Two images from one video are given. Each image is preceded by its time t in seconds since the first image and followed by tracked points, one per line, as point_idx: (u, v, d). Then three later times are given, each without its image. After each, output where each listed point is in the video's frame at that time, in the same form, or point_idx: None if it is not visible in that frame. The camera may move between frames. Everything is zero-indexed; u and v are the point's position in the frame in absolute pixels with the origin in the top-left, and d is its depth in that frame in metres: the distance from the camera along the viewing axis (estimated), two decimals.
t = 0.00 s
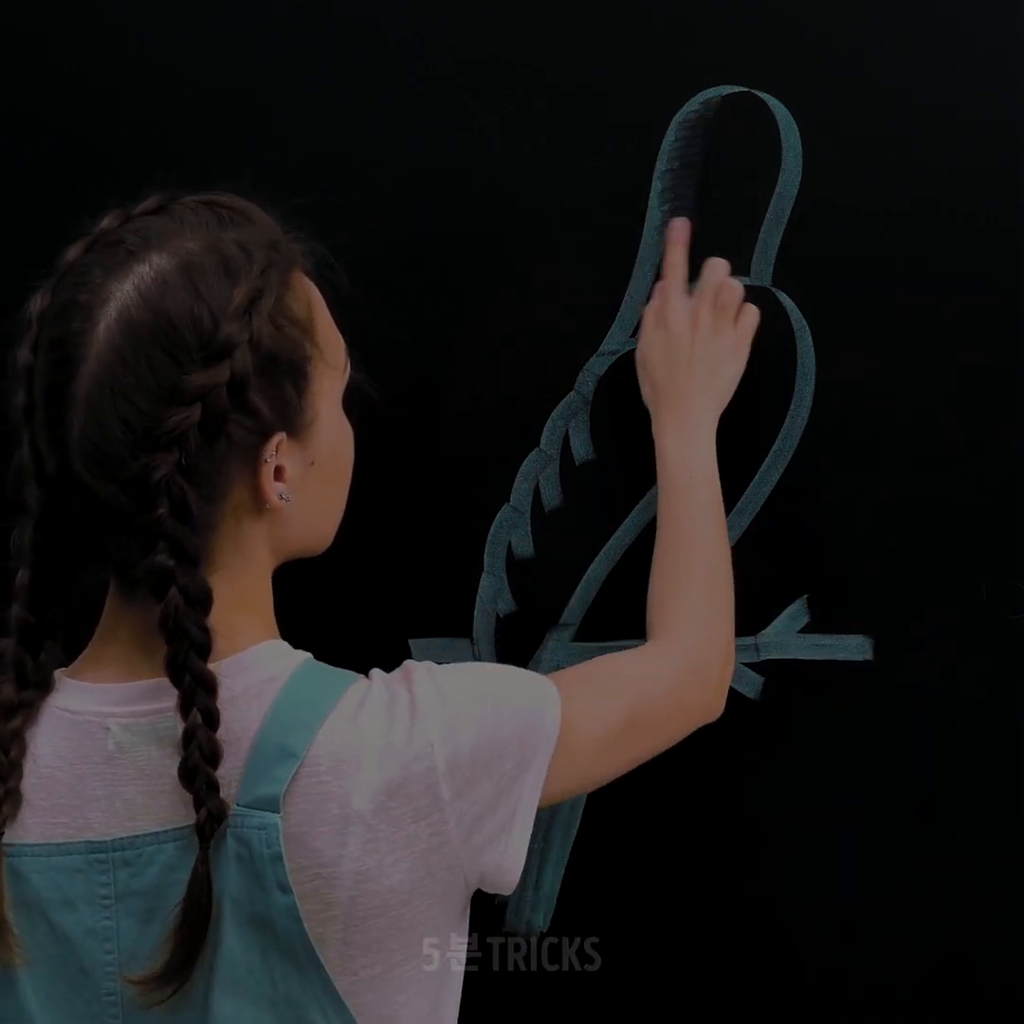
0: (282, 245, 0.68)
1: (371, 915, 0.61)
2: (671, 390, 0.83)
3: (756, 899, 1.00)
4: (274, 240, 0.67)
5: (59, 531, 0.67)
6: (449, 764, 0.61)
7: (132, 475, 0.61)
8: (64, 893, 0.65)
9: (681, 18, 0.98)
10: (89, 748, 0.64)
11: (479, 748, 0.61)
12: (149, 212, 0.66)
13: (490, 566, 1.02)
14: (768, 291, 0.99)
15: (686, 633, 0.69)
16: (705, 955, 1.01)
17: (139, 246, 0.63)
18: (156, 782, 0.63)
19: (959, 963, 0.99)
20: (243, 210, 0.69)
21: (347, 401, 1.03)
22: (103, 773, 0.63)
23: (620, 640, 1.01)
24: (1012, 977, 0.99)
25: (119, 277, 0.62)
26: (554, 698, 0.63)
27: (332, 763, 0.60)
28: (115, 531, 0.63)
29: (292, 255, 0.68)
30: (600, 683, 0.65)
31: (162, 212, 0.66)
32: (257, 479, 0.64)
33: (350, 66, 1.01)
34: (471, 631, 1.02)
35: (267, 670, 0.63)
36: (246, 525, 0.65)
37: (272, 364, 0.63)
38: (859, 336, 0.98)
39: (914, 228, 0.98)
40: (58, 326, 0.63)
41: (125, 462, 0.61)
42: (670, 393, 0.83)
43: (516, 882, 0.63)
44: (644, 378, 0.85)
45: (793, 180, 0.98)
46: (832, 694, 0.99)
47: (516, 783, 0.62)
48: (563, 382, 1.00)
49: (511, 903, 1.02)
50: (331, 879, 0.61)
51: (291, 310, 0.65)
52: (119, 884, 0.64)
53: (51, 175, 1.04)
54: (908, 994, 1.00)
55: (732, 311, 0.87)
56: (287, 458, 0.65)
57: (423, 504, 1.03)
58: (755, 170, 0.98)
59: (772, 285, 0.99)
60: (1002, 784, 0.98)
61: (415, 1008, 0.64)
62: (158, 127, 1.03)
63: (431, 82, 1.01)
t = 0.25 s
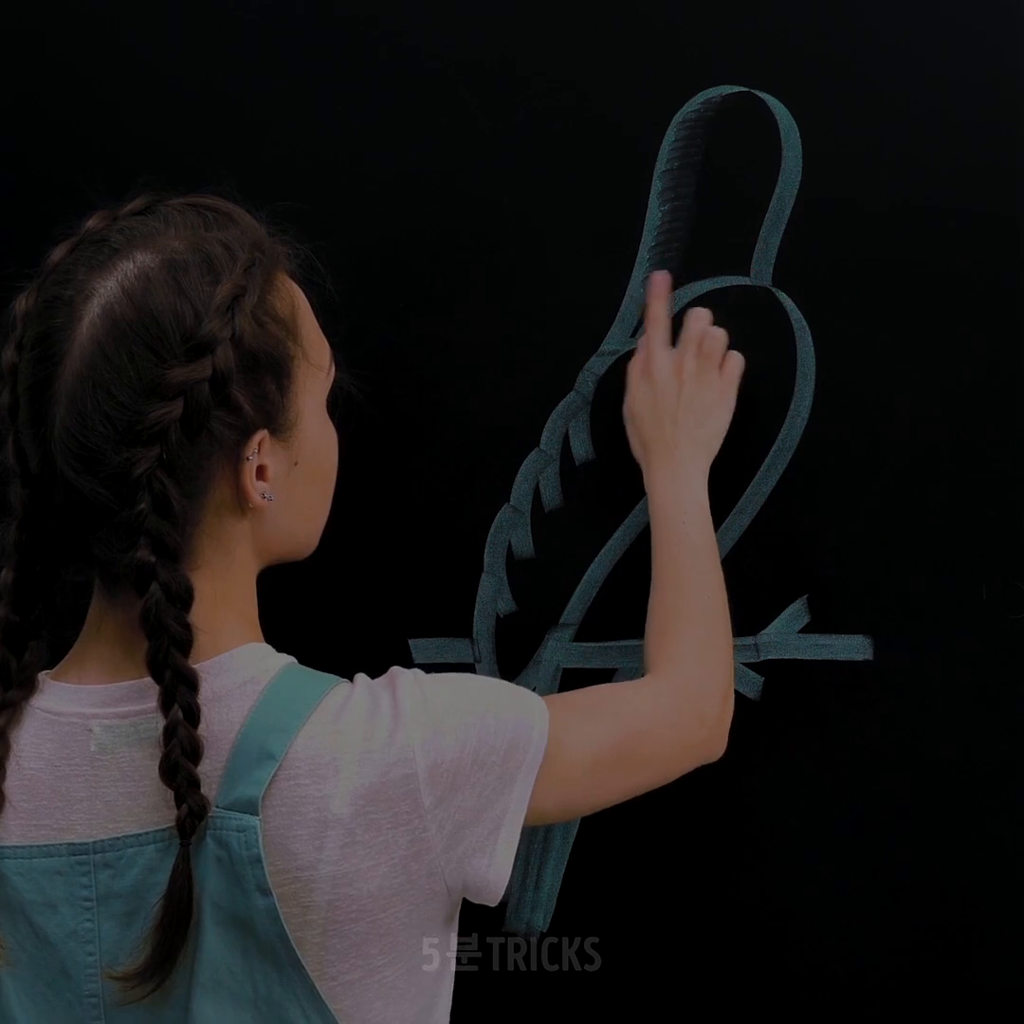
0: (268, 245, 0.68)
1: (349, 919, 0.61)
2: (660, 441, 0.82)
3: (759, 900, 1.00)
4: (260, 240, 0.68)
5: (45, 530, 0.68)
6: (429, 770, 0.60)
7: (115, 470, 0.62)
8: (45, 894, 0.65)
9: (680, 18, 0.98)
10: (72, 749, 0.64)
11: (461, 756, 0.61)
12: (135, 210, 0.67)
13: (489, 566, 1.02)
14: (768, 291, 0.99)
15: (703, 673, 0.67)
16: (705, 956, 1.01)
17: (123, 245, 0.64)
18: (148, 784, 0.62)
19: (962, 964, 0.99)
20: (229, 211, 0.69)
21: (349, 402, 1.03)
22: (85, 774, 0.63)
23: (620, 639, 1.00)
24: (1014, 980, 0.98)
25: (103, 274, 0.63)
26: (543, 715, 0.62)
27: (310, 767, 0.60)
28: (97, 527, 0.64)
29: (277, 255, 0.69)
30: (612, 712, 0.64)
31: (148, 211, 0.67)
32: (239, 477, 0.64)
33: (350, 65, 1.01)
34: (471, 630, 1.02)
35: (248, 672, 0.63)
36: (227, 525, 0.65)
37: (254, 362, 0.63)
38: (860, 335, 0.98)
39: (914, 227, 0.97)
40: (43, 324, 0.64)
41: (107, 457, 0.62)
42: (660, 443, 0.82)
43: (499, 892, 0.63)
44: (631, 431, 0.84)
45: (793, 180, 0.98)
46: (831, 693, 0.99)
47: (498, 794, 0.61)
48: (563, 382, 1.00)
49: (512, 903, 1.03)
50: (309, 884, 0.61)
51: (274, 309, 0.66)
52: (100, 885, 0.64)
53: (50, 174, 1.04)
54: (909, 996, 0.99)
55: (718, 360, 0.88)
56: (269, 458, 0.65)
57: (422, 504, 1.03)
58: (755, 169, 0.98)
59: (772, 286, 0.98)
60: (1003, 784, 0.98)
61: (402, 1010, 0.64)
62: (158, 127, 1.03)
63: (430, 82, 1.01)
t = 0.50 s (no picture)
0: (272, 244, 0.68)
1: (352, 920, 0.61)
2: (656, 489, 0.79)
3: (758, 900, 1.00)
4: (265, 239, 0.68)
5: (46, 530, 0.68)
6: (434, 773, 0.60)
7: (120, 468, 0.62)
8: (50, 895, 0.65)
9: (679, 18, 0.98)
10: (76, 749, 0.64)
11: (468, 760, 0.61)
12: (140, 209, 0.67)
13: (489, 566, 1.01)
14: (768, 291, 0.98)
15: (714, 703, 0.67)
16: (705, 956, 1.01)
17: (128, 243, 0.64)
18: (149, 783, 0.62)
19: (962, 963, 0.99)
20: (233, 210, 0.69)
21: (350, 401, 1.03)
22: (89, 774, 0.63)
23: (620, 639, 1.00)
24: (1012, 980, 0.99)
25: (108, 273, 0.63)
26: (552, 723, 0.62)
27: (314, 767, 0.60)
28: (101, 525, 0.64)
29: (281, 254, 0.69)
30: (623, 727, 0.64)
31: (153, 210, 0.67)
32: (244, 476, 0.64)
33: (350, 65, 1.01)
34: (471, 630, 1.02)
35: (254, 674, 0.63)
36: (232, 524, 0.65)
37: (259, 360, 0.63)
38: (860, 335, 0.98)
39: (913, 227, 0.98)
40: (47, 322, 0.64)
41: (111, 455, 0.62)
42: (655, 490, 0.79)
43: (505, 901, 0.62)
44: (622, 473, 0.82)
45: (794, 180, 0.98)
46: (831, 693, 0.99)
47: (503, 800, 0.61)
48: (563, 382, 1.00)
49: (512, 905, 1.02)
50: (313, 884, 0.61)
51: (279, 307, 0.66)
52: (104, 886, 0.64)
53: (49, 174, 1.04)
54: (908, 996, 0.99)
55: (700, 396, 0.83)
56: (275, 457, 0.65)
57: (422, 504, 1.02)
58: (755, 169, 0.98)
59: (772, 286, 0.98)
60: (1003, 785, 0.98)
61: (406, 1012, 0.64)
62: (158, 126, 1.03)
63: (429, 83, 1.01)
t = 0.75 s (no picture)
0: (270, 252, 0.69)
1: (327, 925, 0.61)
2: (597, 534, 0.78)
3: (760, 900, 1.00)
4: (263, 247, 0.68)
5: (29, 522, 0.67)
6: (412, 780, 0.60)
7: (114, 460, 0.61)
8: (26, 899, 0.65)
9: (679, 18, 0.98)
10: (51, 753, 0.64)
11: (446, 769, 0.61)
12: (138, 209, 0.67)
13: (489, 566, 1.01)
14: (768, 291, 0.98)
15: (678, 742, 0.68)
16: (705, 956, 1.00)
17: (131, 238, 0.64)
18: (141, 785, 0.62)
19: (963, 963, 0.99)
20: (231, 217, 0.70)
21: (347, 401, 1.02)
22: (65, 777, 0.63)
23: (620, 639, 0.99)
24: (1013, 979, 0.99)
25: (110, 265, 0.62)
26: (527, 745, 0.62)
27: (290, 770, 0.60)
28: (91, 517, 0.63)
29: (278, 262, 0.69)
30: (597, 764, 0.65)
31: (152, 209, 0.67)
32: (234, 478, 0.64)
33: (350, 65, 1.01)
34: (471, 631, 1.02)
35: (230, 676, 0.63)
36: (217, 526, 0.65)
37: (257, 364, 0.64)
38: (860, 335, 0.98)
39: (914, 227, 0.97)
40: (43, 310, 0.63)
41: (106, 446, 0.61)
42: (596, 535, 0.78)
43: (477, 914, 0.62)
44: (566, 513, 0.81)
45: (793, 179, 0.98)
46: (831, 693, 0.99)
47: (476, 813, 0.61)
48: (563, 382, 1.00)
49: (512, 903, 1.02)
50: (288, 887, 0.60)
51: (276, 314, 0.66)
52: (80, 889, 0.64)
53: (50, 173, 1.04)
54: (910, 995, 0.99)
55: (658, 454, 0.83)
56: (263, 462, 0.65)
57: (421, 504, 1.02)
58: (755, 169, 0.98)
59: (772, 286, 0.98)
60: (1003, 785, 0.98)
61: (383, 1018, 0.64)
62: (157, 126, 1.03)
63: (430, 82, 1.01)
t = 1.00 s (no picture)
0: (277, 255, 0.69)
1: (325, 925, 0.61)
2: (620, 579, 0.83)
3: (759, 900, 1.00)
4: (271, 250, 0.68)
5: (30, 517, 0.67)
6: (412, 782, 0.60)
7: (119, 457, 0.61)
8: (26, 899, 0.65)
9: (679, 18, 0.98)
10: (51, 753, 0.64)
11: (446, 771, 0.60)
12: (149, 209, 0.67)
13: (489, 566, 1.01)
14: (768, 291, 0.98)
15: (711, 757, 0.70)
16: (706, 955, 1.00)
17: (141, 236, 0.64)
18: (141, 785, 0.62)
19: (963, 962, 0.99)
20: (239, 219, 0.70)
21: (346, 401, 1.02)
22: (64, 777, 0.63)
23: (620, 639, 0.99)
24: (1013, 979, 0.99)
25: (118, 262, 0.62)
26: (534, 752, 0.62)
27: (289, 769, 0.60)
28: (92, 511, 0.63)
29: (285, 267, 0.69)
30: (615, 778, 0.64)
31: (163, 209, 0.67)
32: (237, 479, 0.64)
33: (351, 65, 1.01)
34: (471, 630, 1.02)
35: (229, 676, 0.63)
36: (217, 527, 0.65)
37: (264, 366, 0.64)
38: (860, 335, 0.98)
39: (913, 227, 0.98)
40: (50, 305, 0.63)
41: (111, 442, 0.61)
42: (619, 580, 0.83)
43: (477, 917, 0.62)
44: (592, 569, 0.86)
45: (793, 179, 0.98)
46: (831, 693, 0.99)
47: (478, 814, 0.61)
48: (563, 382, 1.00)
49: (512, 903, 1.02)
50: (286, 887, 0.61)
51: (284, 317, 0.66)
52: (79, 889, 0.64)
53: (50, 173, 1.04)
54: (909, 995, 0.99)
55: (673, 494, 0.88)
56: (266, 464, 0.65)
57: (421, 504, 1.02)
58: (755, 169, 0.98)
59: (772, 286, 0.98)
60: (1003, 785, 0.98)
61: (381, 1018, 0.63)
62: (158, 126, 1.03)
63: (429, 82, 1.01)
